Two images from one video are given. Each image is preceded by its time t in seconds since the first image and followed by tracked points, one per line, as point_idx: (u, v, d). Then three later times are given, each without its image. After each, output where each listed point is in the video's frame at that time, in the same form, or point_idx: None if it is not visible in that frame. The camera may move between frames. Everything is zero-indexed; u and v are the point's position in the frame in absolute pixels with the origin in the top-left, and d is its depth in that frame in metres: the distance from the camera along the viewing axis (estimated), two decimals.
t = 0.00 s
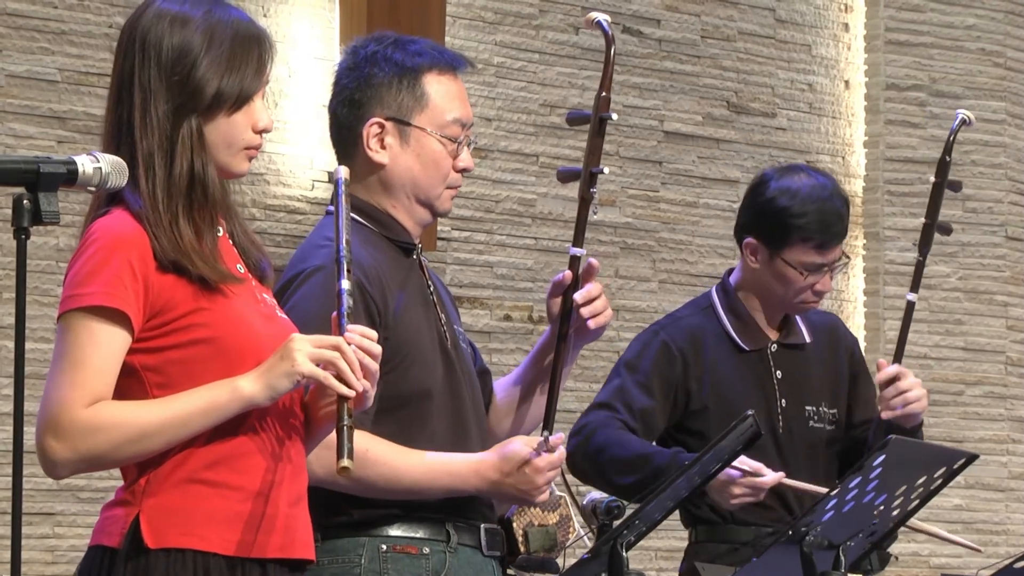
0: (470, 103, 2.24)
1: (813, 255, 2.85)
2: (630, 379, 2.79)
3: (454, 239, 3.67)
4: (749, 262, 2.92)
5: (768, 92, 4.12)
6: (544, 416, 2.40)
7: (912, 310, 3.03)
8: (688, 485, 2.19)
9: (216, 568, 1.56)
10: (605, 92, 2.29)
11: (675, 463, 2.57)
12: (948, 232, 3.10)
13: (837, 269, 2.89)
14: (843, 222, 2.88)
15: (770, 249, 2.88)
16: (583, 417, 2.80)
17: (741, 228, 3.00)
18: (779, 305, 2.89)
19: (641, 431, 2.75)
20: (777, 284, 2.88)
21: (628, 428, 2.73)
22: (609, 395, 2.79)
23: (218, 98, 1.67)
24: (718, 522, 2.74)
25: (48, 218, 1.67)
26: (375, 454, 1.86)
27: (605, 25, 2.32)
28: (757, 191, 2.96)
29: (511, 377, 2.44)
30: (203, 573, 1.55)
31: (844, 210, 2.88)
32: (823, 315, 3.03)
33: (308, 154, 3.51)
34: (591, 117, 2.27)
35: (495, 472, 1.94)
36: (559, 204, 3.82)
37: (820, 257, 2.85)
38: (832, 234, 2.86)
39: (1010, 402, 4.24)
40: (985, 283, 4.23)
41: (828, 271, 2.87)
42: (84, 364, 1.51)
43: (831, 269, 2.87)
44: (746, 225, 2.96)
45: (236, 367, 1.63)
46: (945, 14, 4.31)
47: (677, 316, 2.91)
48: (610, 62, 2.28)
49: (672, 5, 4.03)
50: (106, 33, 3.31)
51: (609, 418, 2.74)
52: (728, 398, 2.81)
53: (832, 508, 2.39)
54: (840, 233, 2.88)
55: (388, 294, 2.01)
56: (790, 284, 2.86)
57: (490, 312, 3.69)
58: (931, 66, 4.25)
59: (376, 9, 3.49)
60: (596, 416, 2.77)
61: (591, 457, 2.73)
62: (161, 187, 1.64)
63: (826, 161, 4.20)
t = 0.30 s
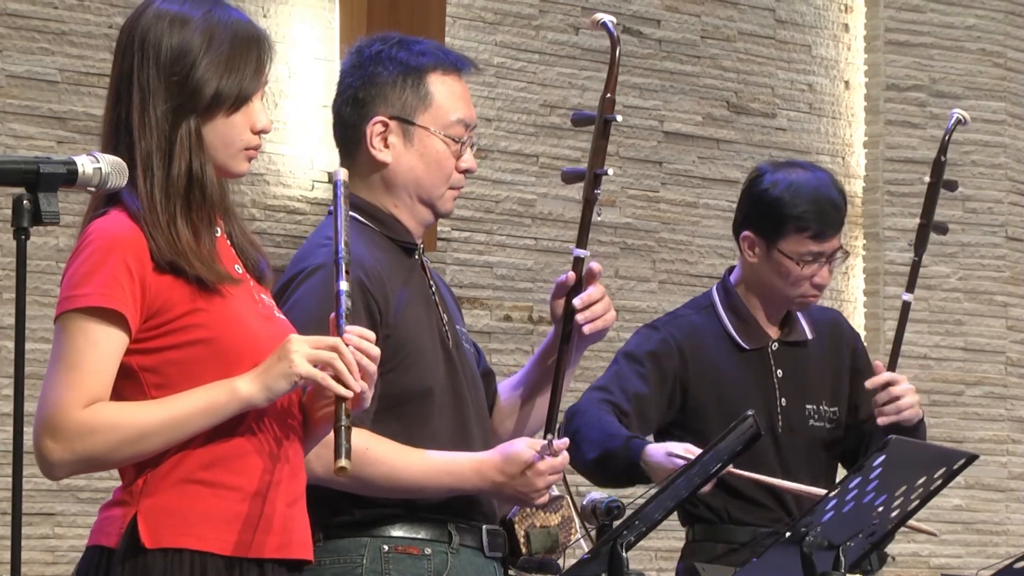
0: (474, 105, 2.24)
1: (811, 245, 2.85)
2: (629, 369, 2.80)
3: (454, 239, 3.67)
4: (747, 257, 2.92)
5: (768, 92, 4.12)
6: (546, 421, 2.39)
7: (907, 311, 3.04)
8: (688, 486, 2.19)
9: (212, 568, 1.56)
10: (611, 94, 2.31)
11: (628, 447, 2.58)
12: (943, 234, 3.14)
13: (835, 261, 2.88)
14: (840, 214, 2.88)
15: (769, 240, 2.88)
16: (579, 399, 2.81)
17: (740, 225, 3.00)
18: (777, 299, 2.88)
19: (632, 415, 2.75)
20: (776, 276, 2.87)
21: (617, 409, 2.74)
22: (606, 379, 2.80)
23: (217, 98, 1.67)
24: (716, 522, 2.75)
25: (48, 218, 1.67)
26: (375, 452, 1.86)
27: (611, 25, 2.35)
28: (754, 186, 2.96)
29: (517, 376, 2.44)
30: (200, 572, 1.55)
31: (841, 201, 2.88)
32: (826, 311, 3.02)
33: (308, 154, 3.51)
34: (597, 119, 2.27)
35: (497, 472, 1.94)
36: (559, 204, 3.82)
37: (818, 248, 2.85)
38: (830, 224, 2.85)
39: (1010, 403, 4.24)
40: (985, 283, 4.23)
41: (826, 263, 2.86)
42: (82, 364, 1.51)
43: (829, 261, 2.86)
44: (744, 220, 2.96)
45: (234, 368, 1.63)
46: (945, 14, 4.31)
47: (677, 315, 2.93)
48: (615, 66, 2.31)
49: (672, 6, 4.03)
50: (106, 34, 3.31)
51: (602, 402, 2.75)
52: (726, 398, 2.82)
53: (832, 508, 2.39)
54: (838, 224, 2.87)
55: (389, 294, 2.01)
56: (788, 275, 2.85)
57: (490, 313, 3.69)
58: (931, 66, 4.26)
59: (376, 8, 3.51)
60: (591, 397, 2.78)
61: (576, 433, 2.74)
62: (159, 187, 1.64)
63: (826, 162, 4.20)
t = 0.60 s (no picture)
0: (476, 105, 2.24)
1: (807, 244, 2.87)
2: (626, 373, 2.81)
3: (454, 240, 3.67)
4: (743, 255, 2.92)
5: (768, 93, 4.12)
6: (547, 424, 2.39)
7: (904, 311, 3.04)
8: (688, 486, 2.20)
9: (209, 568, 1.57)
10: (612, 96, 2.32)
11: (587, 447, 2.61)
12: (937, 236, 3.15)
13: (830, 263, 2.90)
14: (837, 216, 2.90)
15: (765, 238, 2.89)
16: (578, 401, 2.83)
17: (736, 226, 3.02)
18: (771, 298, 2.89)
19: (629, 417, 2.76)
20: (771, 274, 2.88)
21: (611, 409, 2.76)
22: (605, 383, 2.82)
23: (213, 99, 1.67)
24: (714, 522, 2.74)
25: (47, 219, 1.67)
26: (376, 451, 1.86)
27: (614, 28, 2.36)
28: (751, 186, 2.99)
29: (518, 379, 2.44)
30: (198, 573, 1.55)
31: (838, 203, 2.91)
32: (821, 319, 3.03)
33: (309, 154, 3.51)
34: (597, 120, 2.28)
35: (497, 472, 1.94)
36: (560, 205, 3.82)
37: (813, 247, 2.86)
38: (826, 223, 2.88)
39: (1010, 403, 4.24)
40: (985, 284, 4.23)
41: (821, 264, 2.88)
42: (78, 365, 1.51)
43: (824, 261, 2.88)
44: (742, 220, 2.98)
45: (231, 369, 1.63)
46: (945, 15, 4.31)
47: (673, 318, 2.93)
48: (617, 67, 2.32)
49: (673, 7, 4.03)
50: (106, 35, 3.31)
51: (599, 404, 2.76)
52: (723, 401, 2.82)
53: (832, 509, 2.39)
54: (833, 224, 2.90)
55: (391, 293, 2.00)
56: (783, 273, 2.87)
57: (490, 313, 3.69)
58: (931, 67, 4.26)
59: (376, 9, 3.54)
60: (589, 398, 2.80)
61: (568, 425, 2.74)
62: (156, 187, 1.64)
63: (826, 163, 4.20)
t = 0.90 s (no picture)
0: (478, 106, 2.25)
1: (805, 235, 2.92)
2: (629, 380, 2.81)
3: (454, 240, 3.67)
4: (739, 244, 2.97)
5: (769, 93, 4.12)
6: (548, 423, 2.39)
7: (901, 313, 3.04)
8: (688, 487, 2.19)
9: (209, 568, 1.56)
10: (612, 96, 2.32)
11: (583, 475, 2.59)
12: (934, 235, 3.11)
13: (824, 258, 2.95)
14: (834, 210, 2.96)
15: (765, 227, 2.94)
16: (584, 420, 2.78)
17: (733, 216, 3.06)
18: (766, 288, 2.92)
19: (639, 431, 2.75)
20: (769, 263, 2.92)
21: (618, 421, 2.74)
22: (609, 400, 2.79)
23: (211, 99, 1.67)
24: (713, 524, 2.75)
25: (48, 219, 1.67)
26: (378, 450, 1.86)
27: (615, 29, 2.36)
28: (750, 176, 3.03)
29: (519, 379, 2.44)
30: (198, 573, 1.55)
31: (836, 197, 2.97)
32: (812, 324, 3.06)
33: (309, 155, 3.51)
34: (598, 121, 2.28)
35: (498, 472, 1.94)
36: (560, 206, 3.82)
37: (811, 239, 2.92)
38: (824, 216, 2.94)
39: (1010, 404, 4.24)
40: (985, 284, 4.23)
41: (816, 256, 2.93)
42: (77, 366, 1.51)
43: (820, 255, 2.94)
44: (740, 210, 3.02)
45: (230, 369, 1.63)
46: (945, 16, 4.31)
47: (669, 320, 2.93)
48: (618, 68, 2.32)
49: (674, 7, 4.03)
50: (106, 35, 3.31)
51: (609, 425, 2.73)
52: (722, 402, 2.82)
53: (832, 510, 2.39)
54: (830, 218, 2.96)
55: (393, 293, 2.01)
56: (781, 262, 2.91)
57: (491, 314, 3.69)
58: (931, 67, 4.26)
59: (377, 9, 3.51)
60: (596, 419, 2.76)
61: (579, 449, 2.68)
62: (155, 188, 1.64)
63: (826, 163, 4.20)
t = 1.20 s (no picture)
0: (479, 107, 2.25)
1: (801, 227, 2.96)
2: (628, 385, 2.79)
3: (454, 240, 3.67)
4: (735, 236, 3.00)
5: (768, 93, 4.13)
6: (548, 421, 2.40)
7: (897, 311, 3.03)
8: (688, 487, 2.19)
9: (208, 568, 1.56)
10: (612, 96, 2.32)
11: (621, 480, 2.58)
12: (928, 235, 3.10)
13: (820, 253, 2.99)
14: (830, 207, 3.01)
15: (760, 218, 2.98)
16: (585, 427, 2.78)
17: (728, 212, 3.10)
18: (760, 277, 2.95)
19: (643, 434, 2.74)
20: (764, 253, 2.96)
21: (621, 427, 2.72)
22: (607, 405, 2.79)
23: (210, 98, 1.68)
24: (710, 524, 2.75)
25: (48, 219, 1.67)
26: (377, 450, 1.86)
27: (614, 29, 2.36)
28: (746, 172, 3.08)
29: (517, 377, 2.44)
30: (197, 573, 1.55)
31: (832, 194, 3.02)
32: (806, 323, 3.07)
33: (309, 155, 3.51)
34: (598, 121, 2.28)
35: (498, 471, 1.94)
36: (560, 206, 3.82)
37: (806, 231, 2.96)
38: (820, 210, 2.98)
39: (1010, 404, 4.23)
40: (985, 284, 4.23)
41: (811, 251, 2.97)
42: (78, 366, 1.51)
43: (816, 249, 2.97)
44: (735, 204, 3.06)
45: (231, 368, 1.63)
46: (946, 16, 4.31)
47: (667, 319, 2.93)
48: (618, 68, 2.32)
49: (674, 7, 4.03)
50: (106, 35, 3.31)
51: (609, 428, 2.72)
52: (721, 402, 2.83)
53: (832, 510, 2.39)
54: (826, 213, 3.00)
55: (394, 294, 2.01)
56: (776, 252, 2.94)
57: (490, 314, 3.69)
58: (931, 67, 4.26)
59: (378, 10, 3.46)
60: (597, 424, 2.76)
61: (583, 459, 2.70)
62: (155, 187, 1.64)
63: (826, 163, 4.20)
